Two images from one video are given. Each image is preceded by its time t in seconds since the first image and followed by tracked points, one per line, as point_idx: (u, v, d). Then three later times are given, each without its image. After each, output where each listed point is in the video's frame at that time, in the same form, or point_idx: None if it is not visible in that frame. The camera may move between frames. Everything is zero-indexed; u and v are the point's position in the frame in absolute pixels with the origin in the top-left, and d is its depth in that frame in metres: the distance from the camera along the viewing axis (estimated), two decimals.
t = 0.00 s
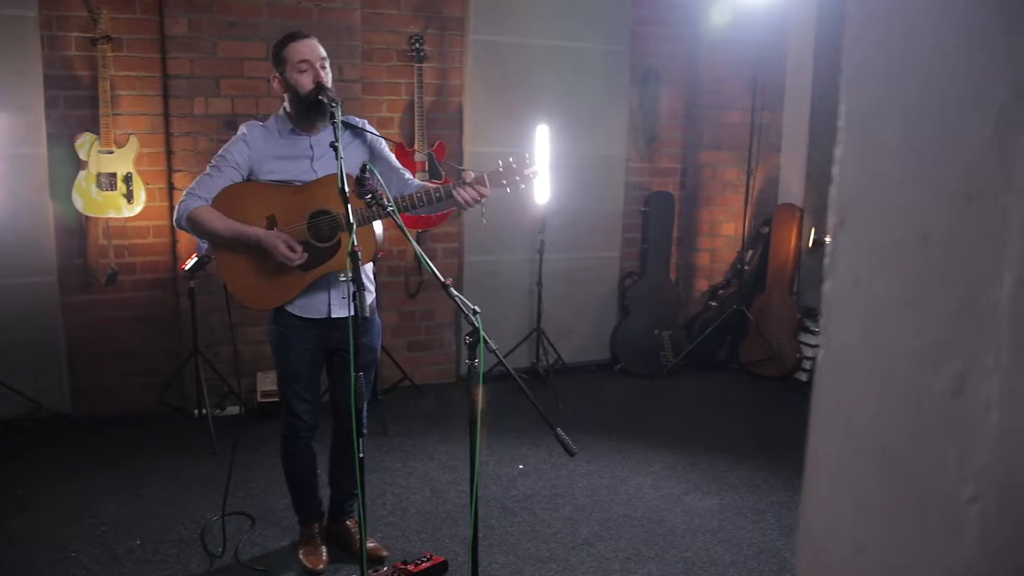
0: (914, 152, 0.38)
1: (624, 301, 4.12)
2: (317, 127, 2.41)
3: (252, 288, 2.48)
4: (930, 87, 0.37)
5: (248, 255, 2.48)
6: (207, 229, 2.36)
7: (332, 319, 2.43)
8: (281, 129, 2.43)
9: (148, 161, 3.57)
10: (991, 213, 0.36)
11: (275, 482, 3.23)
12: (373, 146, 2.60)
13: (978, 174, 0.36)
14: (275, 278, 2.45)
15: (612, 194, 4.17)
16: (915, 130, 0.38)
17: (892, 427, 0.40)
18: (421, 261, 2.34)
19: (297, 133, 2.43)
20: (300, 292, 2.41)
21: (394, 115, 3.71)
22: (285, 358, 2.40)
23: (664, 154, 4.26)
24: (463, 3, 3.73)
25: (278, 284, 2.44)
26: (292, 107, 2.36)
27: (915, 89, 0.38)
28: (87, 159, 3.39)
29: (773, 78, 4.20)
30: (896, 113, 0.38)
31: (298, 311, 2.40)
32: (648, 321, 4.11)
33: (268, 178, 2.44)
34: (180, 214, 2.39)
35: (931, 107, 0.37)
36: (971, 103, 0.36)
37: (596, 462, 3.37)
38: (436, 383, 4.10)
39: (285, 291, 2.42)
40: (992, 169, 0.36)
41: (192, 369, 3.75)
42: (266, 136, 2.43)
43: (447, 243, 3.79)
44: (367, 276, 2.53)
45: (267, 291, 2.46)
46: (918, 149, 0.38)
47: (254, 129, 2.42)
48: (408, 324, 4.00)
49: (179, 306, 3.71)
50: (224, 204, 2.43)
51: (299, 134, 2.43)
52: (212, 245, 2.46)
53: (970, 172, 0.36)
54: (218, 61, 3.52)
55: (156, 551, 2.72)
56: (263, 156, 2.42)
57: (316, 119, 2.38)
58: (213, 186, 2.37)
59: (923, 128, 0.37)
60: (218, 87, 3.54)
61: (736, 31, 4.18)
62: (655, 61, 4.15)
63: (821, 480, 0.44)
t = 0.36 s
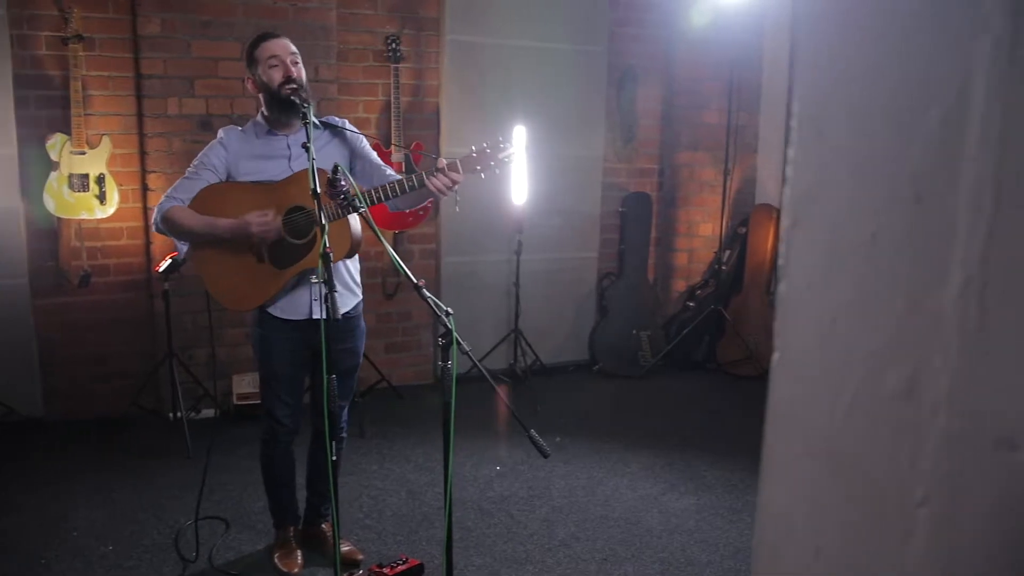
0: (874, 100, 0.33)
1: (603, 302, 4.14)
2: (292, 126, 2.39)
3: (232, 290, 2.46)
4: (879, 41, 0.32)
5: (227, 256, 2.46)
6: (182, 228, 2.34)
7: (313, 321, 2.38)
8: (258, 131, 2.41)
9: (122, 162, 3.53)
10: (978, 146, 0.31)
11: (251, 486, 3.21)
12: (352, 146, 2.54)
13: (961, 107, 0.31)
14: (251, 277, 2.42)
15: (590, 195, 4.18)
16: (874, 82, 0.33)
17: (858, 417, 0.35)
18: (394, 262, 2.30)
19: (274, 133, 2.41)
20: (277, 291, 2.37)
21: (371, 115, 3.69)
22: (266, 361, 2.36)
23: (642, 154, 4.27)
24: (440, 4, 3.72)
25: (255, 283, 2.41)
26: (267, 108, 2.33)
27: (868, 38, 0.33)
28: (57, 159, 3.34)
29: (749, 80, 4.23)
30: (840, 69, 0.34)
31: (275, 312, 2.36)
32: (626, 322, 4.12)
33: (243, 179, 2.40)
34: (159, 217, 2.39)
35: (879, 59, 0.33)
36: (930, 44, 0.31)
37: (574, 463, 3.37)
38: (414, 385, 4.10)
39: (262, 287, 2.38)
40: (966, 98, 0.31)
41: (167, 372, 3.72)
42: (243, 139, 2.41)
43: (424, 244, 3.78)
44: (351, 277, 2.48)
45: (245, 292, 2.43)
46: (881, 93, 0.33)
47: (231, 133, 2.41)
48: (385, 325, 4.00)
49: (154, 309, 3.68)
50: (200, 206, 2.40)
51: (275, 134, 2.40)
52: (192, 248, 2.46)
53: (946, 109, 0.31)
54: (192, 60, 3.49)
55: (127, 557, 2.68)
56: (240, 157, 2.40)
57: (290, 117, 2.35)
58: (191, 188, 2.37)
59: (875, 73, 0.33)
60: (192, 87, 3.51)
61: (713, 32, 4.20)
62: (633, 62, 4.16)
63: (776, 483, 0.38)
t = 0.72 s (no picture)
0: (827, 93, 0.32)
1: (580, 301, 4.15)
2: (266, 128, 2.36)
3: (203, 292, 2.43)
4: (837, 21, 0.32)
5: (199, 256, 2.43)
6: (153, 229, 2.32)
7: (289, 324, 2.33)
8: (231, 132, 2.38)
9: (92, 161, 3.49)
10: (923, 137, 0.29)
11: (225, 488, 3.18)
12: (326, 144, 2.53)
13: (906, 77, 0.30)
14: (223, 279, 2.40)
15: (567, 194, 4.18)
16: (833, 77, 0.32)
17: (817, 410, 0.34)
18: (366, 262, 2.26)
19: (247, 134, 2.37)
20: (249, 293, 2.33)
21: (346, 115, 3.67)
22: (243, 363, 2.31)
23: (619, 153, 4.27)
24: (415, 3, 3.70)
25: (227, 285, 2.38)
26: (240, 108, 2.30)
27: (834, 28, 0.32)
28: (27, 158, 3.28)
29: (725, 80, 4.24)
30: (795, 67, 0.33)
31: (247, 314, 2.32)
32: (603, 321, 4.14)
33: (217, 180, 2.38)
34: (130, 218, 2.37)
35: (824, 31, 0.32)
36: (871, 16, 0.30)
37: (551, 463, 3.36)
38: (390, 385, 4.09)
39: (236, 288, 2.35)
40: (915, 91, 0.30)
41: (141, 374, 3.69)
42: (216, 140, 2.39)
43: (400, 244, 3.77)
44: (327, 278, 2.44)
45: (216, 294, 2.40)
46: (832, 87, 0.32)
47: (203, 133, 2.39)
48: (361, 326, 3.98)
49: (127, 310, 3.64)
50: (174, 208, 2.38)
51: (248, 135, 2.37)
52: (163, 248, 2.43)
53: (896, 107, 0.30)
54: (164, 58, 3.45)
55: (98, 561, 2.65)
56: (212, 158, 2.37)
57: (263, 118, 2.32)
58: (162, 190, 2.35)
59: (823, 46, 0.32)
60: (165, 86, 3.48)
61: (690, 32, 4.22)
62: (609, 62, 4.17)
63: (734, 480, 0.38)
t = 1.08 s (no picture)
0: (782, 72, 0.30)
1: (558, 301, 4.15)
2: (238, 128, 2.34)
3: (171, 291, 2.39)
4: (786, 13, 0.29)
5: (168, 255, 2.39)
6: (120, 226, 2.27)
7: (258, 326, 2.31)
8: (203, 132, 2.37)
9: (65, 161, 3.44)
10: (877, 119, 0.27)
11: (200, 491, 3.15)
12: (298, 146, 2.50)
13: (860, 70, 0.27)
14: (192, 278, 2.36)
15: (546, 193, 4.18)
16: (784, 73, 0.30)
17: (768, 413, 0.31)
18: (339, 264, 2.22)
19: (219, 134, 2.36)
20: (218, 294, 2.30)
21: (323, 114, 3.65)
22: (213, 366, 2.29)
23: (597, 153, 4.27)
24: (392, 2, 3.68)
25: (196, 285, 2.34)
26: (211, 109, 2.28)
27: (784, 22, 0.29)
28: None
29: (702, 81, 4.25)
30: (749, 41, 0.31)
31: (216, 316, 2.29)
32: (581, 321, 4.14)
33: (188, 178, 2.35)
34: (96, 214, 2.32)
35: (773, 24, 0.30)
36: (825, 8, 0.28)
37: (529, 463, 3.35)
38: (368, 386, 4.07)
39: (205, 289, 2.32)
40: (867, 83, 0.27)
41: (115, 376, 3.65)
42: (187, 139, 2.36)
43: (377, 245, 3.75)
44: (297, 281, 2.42)
45: (185, 294, 2.36)
46: (788, 73, 0.29)
47: (175, 132, 2.37)
48: (339, 327, 3.97)
49: (101, 313, 3.61)
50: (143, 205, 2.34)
51: (220, 135, 2.36)
52: (131, 245, 2.38)
53: (850, 101, 0.28)
54: (138, 57, 3.42)
55: (69, 566, 2.61)
56: (183, 157, 2.35)
57: (234, 120, 2.30)
58: (132, 186, 2.31)
59: (774, 37, 0.30)
60: (139, 86, 3.44)
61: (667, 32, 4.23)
62: (587, 62, 4.18)
63: (686, 486, 0.35)
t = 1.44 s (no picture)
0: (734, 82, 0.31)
1: (537, 302, 4.14)
2: (208, 128, 2.30)
3: (128, 287, 2.37)
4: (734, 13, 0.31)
5: (127, 249, 2.37)
6: (79, 217, 2.24)
7: (223, 324, 2.27)
8: (172, 128, 2.32)
9: (38, 162, 3.35)
10: (821, 117, 0.28)
11: (173, 494, 3.12)
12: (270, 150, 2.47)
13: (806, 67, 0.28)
14: (150, 276, 2.35)
15: (523, 194, 4.18)
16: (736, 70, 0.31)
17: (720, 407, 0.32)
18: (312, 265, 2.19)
19: (188, 131, 2.32)
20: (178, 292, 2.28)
21: (299, 114, 3.62)
22: (180, 369, 2.24)
23: (574, 153, 4.29)
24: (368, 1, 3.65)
25: (155, 283, 2.33)
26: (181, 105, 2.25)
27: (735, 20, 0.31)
28: None
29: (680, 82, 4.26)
30: (704, 49, 0.32)
31: (178, 315, 2.25)
32: (559, 322, 4.15)
33: (153, 175, 2.32)
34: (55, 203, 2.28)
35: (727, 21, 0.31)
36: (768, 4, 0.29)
37: (506, 464, 3.34)
38: (345, 388, 4.05)
39: (164, 286, 2.30)
40: (816, 77, 0.28)
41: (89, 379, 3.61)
42: (156, 134, 2.31)
43: (354, 245, 3.73)
44: (263, 282, 2.40)
45: (142, 291, 2.35)
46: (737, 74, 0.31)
47: (144, 125, 2.31)
48: (315, 328, 3.95)
49: (74, 316, 3.57)
50: (106, 198, 2.30)
51: (190, 132, 2.32)
52: (90, 237, 2.35)
53: (798, 96, 0.29)
54: (110, 57, 3.40)
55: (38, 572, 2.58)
56: (149, 151, 2.30)
57: (207, 119, 2.27)
58: (94, 177, 2.26)
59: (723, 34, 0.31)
60: (110, 86, 3.42)
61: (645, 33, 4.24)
62: (564, 62, 4.18)
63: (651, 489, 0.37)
